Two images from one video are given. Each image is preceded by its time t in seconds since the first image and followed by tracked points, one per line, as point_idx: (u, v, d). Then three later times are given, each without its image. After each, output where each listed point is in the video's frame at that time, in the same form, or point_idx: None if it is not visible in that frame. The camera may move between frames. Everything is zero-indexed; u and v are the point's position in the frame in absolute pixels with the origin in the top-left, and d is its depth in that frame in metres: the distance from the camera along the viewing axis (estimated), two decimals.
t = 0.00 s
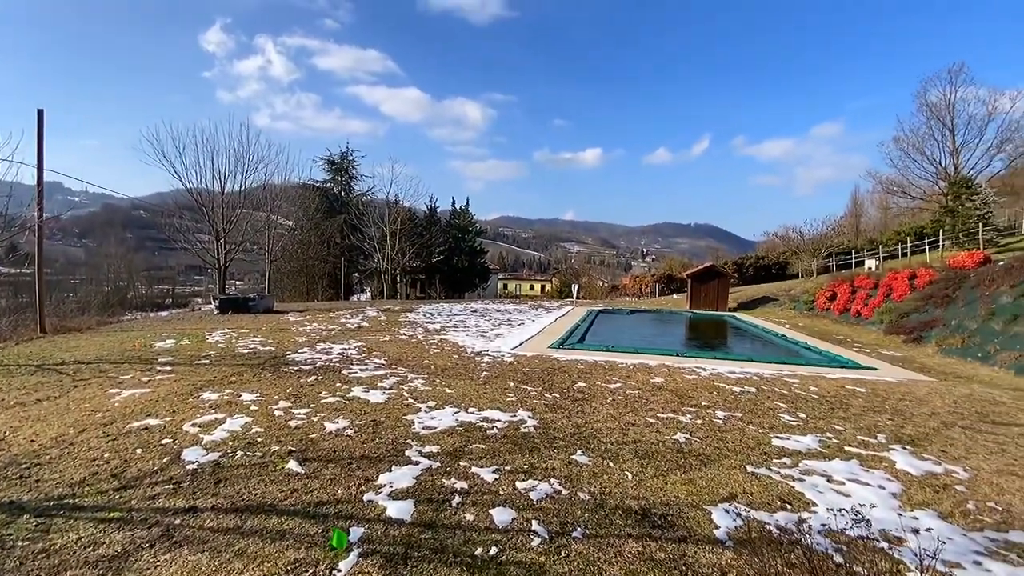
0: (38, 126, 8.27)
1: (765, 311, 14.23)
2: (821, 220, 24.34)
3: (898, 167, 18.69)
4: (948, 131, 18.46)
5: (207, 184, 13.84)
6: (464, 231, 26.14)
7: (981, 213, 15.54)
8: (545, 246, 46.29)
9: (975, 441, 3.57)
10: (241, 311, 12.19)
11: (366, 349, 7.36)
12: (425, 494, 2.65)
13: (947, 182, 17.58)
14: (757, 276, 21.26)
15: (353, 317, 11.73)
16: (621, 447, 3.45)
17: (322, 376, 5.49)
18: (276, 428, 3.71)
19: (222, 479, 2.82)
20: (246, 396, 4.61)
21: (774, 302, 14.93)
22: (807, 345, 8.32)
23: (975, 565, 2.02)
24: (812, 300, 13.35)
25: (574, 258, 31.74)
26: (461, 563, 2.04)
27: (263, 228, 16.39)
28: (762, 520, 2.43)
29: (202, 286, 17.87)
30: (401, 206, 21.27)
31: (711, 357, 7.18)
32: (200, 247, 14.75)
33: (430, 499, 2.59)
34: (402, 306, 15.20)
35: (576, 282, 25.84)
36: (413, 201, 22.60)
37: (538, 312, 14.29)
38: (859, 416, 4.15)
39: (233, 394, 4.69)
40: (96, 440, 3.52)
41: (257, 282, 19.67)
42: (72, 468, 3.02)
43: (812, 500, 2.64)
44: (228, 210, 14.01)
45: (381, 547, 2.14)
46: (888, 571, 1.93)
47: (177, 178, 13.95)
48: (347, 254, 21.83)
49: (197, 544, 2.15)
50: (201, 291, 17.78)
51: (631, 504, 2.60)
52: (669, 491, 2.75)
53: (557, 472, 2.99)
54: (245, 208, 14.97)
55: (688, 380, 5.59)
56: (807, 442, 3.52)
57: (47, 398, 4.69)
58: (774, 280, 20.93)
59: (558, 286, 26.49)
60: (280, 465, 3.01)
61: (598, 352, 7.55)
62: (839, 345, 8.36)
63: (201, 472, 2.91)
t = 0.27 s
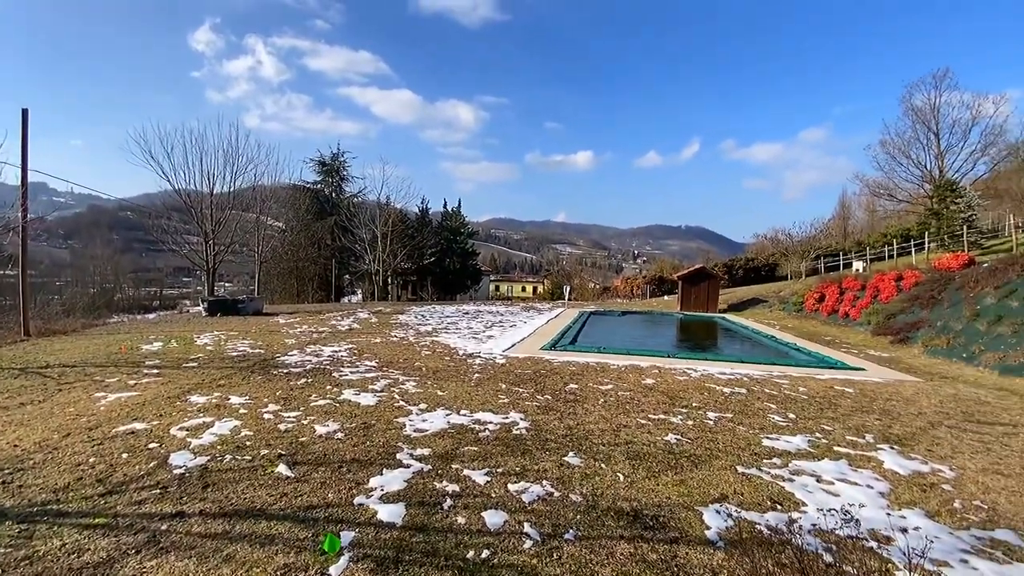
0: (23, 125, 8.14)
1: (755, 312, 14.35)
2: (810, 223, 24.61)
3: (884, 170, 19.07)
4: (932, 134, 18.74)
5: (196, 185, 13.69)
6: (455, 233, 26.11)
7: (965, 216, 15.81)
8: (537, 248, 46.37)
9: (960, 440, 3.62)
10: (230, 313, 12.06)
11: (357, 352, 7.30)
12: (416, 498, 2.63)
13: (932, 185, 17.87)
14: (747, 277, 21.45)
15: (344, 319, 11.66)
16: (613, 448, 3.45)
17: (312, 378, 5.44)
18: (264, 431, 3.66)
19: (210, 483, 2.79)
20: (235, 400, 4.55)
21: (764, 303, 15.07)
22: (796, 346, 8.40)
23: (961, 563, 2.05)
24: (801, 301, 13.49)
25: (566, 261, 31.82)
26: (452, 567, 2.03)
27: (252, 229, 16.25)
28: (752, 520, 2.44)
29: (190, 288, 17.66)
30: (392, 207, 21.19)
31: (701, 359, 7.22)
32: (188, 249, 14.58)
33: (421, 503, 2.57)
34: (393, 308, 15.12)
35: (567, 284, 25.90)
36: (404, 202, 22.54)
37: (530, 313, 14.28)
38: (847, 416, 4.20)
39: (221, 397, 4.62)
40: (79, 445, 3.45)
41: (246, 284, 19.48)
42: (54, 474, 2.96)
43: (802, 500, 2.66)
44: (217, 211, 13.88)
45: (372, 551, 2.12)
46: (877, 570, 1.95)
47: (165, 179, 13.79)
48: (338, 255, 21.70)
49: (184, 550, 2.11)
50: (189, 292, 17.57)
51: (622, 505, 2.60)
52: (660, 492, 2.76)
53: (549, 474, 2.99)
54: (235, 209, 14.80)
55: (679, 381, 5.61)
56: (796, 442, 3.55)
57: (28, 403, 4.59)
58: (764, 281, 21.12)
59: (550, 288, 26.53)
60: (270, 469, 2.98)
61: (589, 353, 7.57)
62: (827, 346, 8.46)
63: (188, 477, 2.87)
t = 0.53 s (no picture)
0: (6, 124, 7.99)
1: (745, 313, 14.46)
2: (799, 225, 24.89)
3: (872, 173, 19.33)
4: (918, 137, 19.04)
5: (184, 185, 13.53)
6: (447, 234, 26.06)
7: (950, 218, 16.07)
8: (529, 250, 46.42)
9: (946, 439, 3.67)
10: (219, 315, 11.93)
11: (348, 353, 7.25)
12: (407, 500, 2.61)
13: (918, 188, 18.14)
14: (737, 278, 21.63)
15: (335, 320, 11.58)
16: (605, 449, 3.46)
17: (303, 380, 5.39)
18: (254, 434, 3.62)
19: (198, 487, 2.75)
20: (223, 402, 4.50)
21: (754, 304, 15.19)
22: (786, 347, 8.48)
23: (948, 561, 2.07)
24: (790, 302, 13.63)
25: (558, 262, 31.85)
26: (444, 569, 2.02)
27: (241, 230, 16.09)
28: (743, 520, 2.46)
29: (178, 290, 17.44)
30: (384, 208, 21.08)
31: (692, 359, 7.26)
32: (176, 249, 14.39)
33: (412, 505, 2.56)
34: (385, 309, 15.05)
35: (559, 285, 25.95)
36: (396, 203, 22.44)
37: (522, 315, 14.27)
38: (836, 415, 4.24)
39: (210, 400, 4.57)
40: (63, 449, 3.39)
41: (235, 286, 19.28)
42: (37, 478, 2.90)
43: (792, 499, 2.68)
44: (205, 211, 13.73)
45: (363, 554, 2.10)
46: (866, 568, 1.97)
47: (152, 179, 13.62)
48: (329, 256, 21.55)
49: (171, 555, 2.08)
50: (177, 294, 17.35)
51: (614, 506, 2.61)
52: (652, 492, 2.77)
53: (541, 475, 2.99)
54: (224, 210, 14.63)
55: (671, 382, 5.64)
56: (786, 441, 3.58)
57: (11, 406, 4.50)
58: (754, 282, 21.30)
59: (542, 290, 26.56)
60: (259, 472, 2.94)
61: (581, 354, 7.58)
62: (816, 346, 8.55)
63: (176, 481, 2.83)
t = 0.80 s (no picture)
0: None
1: (735, 313, 14.58)
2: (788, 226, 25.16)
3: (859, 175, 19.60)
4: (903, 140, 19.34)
5: (172, 185, 13.37)
6: (439, 234, 26.01)
7: (935, 220, 16.33)
8: (521, 251, 46.47)
9: (932, 438, 3.72)
10: (208, 316, 11.80)
11: (338, 355, 7.21)
12: (399, 502, 2.60)
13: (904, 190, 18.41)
14: (727, 279, 21.81)
15: (325, 322, 11.50)
16: (596, 449, 3.46)
17: (293, 382, 5.34)
18: (243, 437, 3.59)
19: (185, 490, 2.71)
20: (212, 404, 4.45)
21: (744, 305, 15.33)
22: (775, 347, 8.56)
23: (935, 558, 2.10)
24: (779, 303, 13.77)
25: (550, 263, 31.92)
26: (436, 572, 2.01)
27: (231, 230, 15.91)
28: (734, 519, 2.47)
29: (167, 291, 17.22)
30: (375, 208, 20.98)
31: (682, 360, 7.30)
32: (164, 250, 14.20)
33: (404, 507, 2.54)
34: (376, 311, 14.98)
35: (551, 286, 26.00)
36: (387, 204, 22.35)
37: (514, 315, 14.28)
38: (824, 415, 4.29)
39: (198, 402, 4.51)
40: (47, 453, 3.32)
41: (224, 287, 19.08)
42: (20, 483, 2.84)
43: (781, 498, 2.70)
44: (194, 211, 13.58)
45: (354, 557, 2.09)
46: (855, 566, 1.99)
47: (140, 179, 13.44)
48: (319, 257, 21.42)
49: (158, 561, 2.05)
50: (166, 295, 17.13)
51: (606, 506, 2.61)
52: (644, 492, 2.77)
53: (533, 476, 2.99)
54: (213, 210, 14.46)
55: (662, 382, 5.67)
56: (775, 441, 3.62)
57: None
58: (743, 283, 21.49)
59: (534, 290, 26.59)
60: (248, 475, 2.91)
61: (573, 355, 7.59)
62: (805, 346, 8.64)
63: (163, 485, 2.79)
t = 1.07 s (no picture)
0: None
1: (725, 313, 14.69)
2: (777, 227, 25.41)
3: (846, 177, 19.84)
4: (889, 143, 19.61)
5: (160, 184, 13.19)
6: (430, 235, 25.94)
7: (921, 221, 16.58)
8: (512, 251, 46.49)
9: (918, 436, 3.78)
10: (196, 317, 11.66)
11: (329, 356, 7.15)
12: (390, 504, 2.58)
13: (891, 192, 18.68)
14: (717, 279, 21.98)
15: (316, 322, 11.42)
16: (588, 449, 3.47)
17: (283, 384, 5.29)
18: (232, 439, 3.55)
19: (173, 493, 2.68)
20: (200, 406, 4.39)
21: (733, 305, 15.45)
22: (765, 347, 8.64)
23: (921, 555, 2.13)
24: (768, 303, 13.90)
25: (542, 263, 31.96)
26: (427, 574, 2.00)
27: (219, 230, 15.73)
28: (724, 518, 2.49)
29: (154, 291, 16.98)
30: (366, 208, 20.86)
31: (673, 359, 7.34)
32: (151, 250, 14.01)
33: (395, 509, 2.53)
34: (367, 311, 14.91)
35: (542, 286, 26.04)
36: (378, 204, 22.24)
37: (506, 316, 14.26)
38: (813, 414, 4.34)
39: (186, 404, 4.46)
40: (30, 456, 3.26)
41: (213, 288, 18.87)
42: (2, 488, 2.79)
43: (771, 497, 2.73)
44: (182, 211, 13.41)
45: (345, 560, 2.07)
46: (843, 563, 2.01)
47: (126, 178, 13.25)
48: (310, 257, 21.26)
49: (145, 565, 2.02)
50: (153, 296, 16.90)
51: (597, 506, 2.61)
52: (635, 492, 2.79)
53: (525, 477, 2.98)
54: (201, 210, 14.28)
55: (653, 382, 5.70)
56: (765, 440, 3.65)
57: None
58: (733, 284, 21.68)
59: (525, 291, 26.62)
60: (237, 478, 2.88)
61: (564, 355, 7.60)
62: (794, 346, 8.73)
63: (150, 488, 2.75)
